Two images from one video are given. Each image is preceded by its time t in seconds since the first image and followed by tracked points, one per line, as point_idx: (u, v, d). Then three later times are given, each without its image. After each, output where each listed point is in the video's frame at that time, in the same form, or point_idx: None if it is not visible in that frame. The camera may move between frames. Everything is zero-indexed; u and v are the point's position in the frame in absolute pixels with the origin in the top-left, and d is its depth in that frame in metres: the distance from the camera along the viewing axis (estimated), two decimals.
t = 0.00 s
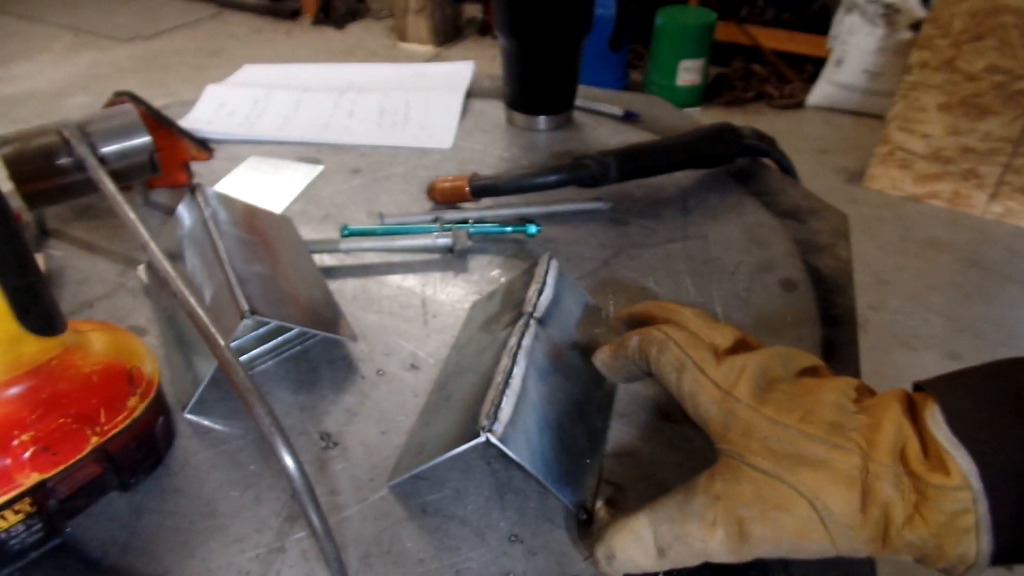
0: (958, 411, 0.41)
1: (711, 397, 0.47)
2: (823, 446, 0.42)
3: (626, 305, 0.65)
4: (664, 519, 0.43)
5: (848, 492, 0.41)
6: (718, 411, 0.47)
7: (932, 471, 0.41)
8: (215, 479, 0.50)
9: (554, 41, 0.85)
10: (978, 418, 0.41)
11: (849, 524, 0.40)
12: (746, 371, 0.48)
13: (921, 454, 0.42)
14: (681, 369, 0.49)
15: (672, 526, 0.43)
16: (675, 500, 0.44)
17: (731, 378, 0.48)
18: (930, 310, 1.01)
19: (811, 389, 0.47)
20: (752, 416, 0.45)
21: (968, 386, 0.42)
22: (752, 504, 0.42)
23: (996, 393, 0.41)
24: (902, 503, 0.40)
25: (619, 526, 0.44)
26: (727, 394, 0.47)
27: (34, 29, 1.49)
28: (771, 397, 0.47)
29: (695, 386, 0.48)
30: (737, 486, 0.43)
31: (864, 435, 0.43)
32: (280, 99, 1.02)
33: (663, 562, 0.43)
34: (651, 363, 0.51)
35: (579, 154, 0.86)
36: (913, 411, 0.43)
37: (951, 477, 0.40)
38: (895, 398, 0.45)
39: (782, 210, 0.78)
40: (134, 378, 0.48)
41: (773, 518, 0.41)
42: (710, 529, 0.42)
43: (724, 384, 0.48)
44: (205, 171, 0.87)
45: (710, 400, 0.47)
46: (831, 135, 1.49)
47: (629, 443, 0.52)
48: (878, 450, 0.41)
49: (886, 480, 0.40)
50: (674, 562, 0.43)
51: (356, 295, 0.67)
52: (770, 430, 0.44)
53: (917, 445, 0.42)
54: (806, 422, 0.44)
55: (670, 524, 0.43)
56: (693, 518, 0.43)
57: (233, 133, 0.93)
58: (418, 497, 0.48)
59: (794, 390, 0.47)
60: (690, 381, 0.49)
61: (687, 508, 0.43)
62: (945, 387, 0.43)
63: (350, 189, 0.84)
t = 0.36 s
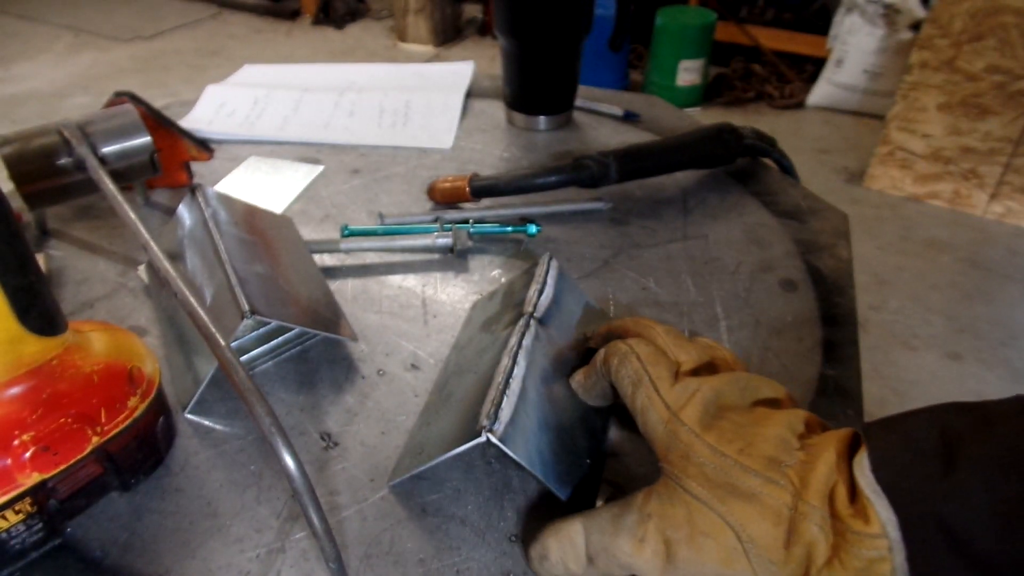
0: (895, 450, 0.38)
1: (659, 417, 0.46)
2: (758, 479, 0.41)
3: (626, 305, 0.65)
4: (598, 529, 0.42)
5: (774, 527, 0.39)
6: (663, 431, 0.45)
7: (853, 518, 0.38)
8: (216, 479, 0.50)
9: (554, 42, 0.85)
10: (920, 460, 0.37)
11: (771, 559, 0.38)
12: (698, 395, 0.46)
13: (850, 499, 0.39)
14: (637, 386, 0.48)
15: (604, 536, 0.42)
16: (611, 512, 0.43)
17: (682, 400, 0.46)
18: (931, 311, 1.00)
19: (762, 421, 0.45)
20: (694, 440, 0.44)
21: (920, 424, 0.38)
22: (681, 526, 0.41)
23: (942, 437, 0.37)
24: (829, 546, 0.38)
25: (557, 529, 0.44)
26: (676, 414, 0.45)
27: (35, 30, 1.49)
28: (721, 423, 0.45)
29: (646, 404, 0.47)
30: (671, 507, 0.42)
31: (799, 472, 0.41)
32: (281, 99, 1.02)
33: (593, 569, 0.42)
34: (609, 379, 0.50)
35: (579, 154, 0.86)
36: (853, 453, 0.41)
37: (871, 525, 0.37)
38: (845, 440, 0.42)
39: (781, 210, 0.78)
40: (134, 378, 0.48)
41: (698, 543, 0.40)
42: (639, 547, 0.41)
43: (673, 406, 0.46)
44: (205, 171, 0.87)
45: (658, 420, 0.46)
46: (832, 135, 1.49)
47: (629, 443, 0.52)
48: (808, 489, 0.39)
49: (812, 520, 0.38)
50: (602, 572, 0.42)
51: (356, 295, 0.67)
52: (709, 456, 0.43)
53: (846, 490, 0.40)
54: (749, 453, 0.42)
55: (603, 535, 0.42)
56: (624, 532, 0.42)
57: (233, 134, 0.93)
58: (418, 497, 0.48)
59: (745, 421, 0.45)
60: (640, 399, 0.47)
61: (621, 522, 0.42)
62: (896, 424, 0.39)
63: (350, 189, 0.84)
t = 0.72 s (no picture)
0: (874, 445, 0.37)
1: (649, 405, 0.46)
2: (745, 473, 0.41)
3: (627, 305, 0.65)
4: (584, 512, 0.43)
5: (757, 520, 0.40)
6: (652, 418, 0.46)
7: (833, 512, 0.38)
8: (216, 479, 0.50)
9: (555, 42, 0.85)
10: (901, 456, 0.36)
11: (752, 551, 0.39)
12: (689, 384, 0.46)
13: (832, 494, 0.39)
14: (627, 373, 0.47)
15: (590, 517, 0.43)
16: (597, 494, 0.44)
17: (672, 389, 0.46)
18: (931, 311, 1.00)
19: (753, 414, 0.45)
20: (682, 430, 0.44)
21: (899, 420, 0.38)
22: (664, 512, 0.41)
23: (923, 432, 0.37)
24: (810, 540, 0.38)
25: (547, 503, 0.45)
26: (665, 403, 0.46)
27: (35, 30, 1.50)
28: (711, 413, 0.45)
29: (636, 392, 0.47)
30: (654, 494, 0.42)
31: (785, 467, 0.41)
32: (281, 99, 1.02)
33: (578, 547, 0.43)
34: (598, 369, 0.49)
35: (579, 154, 0.86)
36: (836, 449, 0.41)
37: (850, 521, 0.37)
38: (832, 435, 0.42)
39: (782, 210, 0.78)
40: (134, 378, 0.48)
41: (680, 531, 0.41)
42: (622, 530, 0.42)
43: (662, 395, 0.46)
44: (206, 171, 0.87)
45: (646, 407, 0.46)
46: (833, 135, 1.49)
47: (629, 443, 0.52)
48: (792, 484, 0.40)
49: (795, 515, 0.39)
50: (586, 550, 0.43)
51: (357, 295, 0.67)
52: (696, 447, 0.43)
53: (829, 484, 0.39)
54: (737, 444, 0.42)
55: (588, 517, 0.43)
56: (608, 514, 0.43)
57: (234, 134, 0.94)
58: (419, 497, 0.48)
59: (736, 412, 0.46)
60: (629, 387, 0.47)
61: (606, 505, 0.43)
62: (877, 421, 0.38)
63: (351, 189, 0.84)
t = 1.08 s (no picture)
0: (870, 446, 0.38)
1: (650, 409, 0.46)
2: (746, 477, 0.41)
3: (627, 305, 0.65)
4: (587, 514, 0.43)
5: (757, 524, 0.40)
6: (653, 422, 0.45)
7: (832, 516, 0.38)
8: (216, 479, 0.50)
9: (555, 42, 0.85)
10: (896, 457, 0.37)
11: (752, 554, 0.39)
12: (689, 387, 0.46)
13: (830, 498, 0.39)
14: (628, 376, 0.47)
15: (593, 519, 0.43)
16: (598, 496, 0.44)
17: (673, 393, 0.46)
18: (932, 311, 1.00)
19: (752, 417, 0.45)
20: (683, 433, 0.44)
21: (894, 420, 0.38)
22: (665, 515, 0.41)
23: (917, 433, 0.37)
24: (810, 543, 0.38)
25: (547, 507, 0.45)
26: (666, 407, 0.45)
27: (34, 30, 1.49)
28: (711, 416, 0.45)
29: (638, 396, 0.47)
30: (655, 497, 0.42)
31: (785, 471, 0.41)
32: (281, 99, 1.02)
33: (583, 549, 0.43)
34: (599, 371, 0.49)
35: (579, 154, 0.86)
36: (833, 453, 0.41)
37: (848, 524, 0.37)
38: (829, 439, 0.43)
39: (783, 210, 0.78)
40: (134, 378, 0.48)
41: (682, 534, 0.41)
42: (624, 533, 0.42)
43: (664, 399, 0.46)
44: (206, 171, 0.87)
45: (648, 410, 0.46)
46: (834, 135, 1.49)
47: (630, 443, 0.52)
48: (792, 488, 0.40)
49: (794, 519, 0.39)
50: (587, 552, 0.43)
51: (357, 295, 0.67)
52: (697, 450, 0.43)
53: (827, 489, 0.40)
54: (737, 448, 0.43)
55: (591, 520, 0.43)
56: (611, 517, 0.42)
57: (234, 134, 0.93)
58: (418, 497, 0.48)
59: (736, 416, 0.46)
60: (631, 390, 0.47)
61: (608, 507, 0.43)
62: (872, 422, 0.39)
63: (351, 189, 0.84)
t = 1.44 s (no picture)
0: (866, 437, 0.37)
1: (647, 400, 0.46)
2: (744, 467, 0.41)
3: (627, 305, 0.65)
4: (587, 505, 0.44)
5: (756, 513, 0.40)
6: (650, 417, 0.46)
7: (830, 505, 0.38)
8: (216, 480, 0.50)
9: (556, 42, 0.84)
10: (892, 446, 0.36)
11: (752, 543, 0.40)
12: (686, 377, 0.46)
13: (829, 487, 0.39)
14: (623, 369, 0.47)
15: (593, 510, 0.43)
16: (599, 487, 0.44)
17: (670, 383, 0.46)
18: (933, 311, 1.00)
19: (751, 406, 0.45)
20: (681, 425, 0.44)
21: (891, 410, 0.38)
22: (664, 505, 0.42)
23: (914, 423, 0.36)
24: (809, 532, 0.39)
25: (550, 495, 0.45)
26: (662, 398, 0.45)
27: (33, 29, 1.49)
28: (710, 404, 0.45)
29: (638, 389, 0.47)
30: (654, 488, 0.43)
31: (784, 460, 0.41)
32: (281, 99, 1.02)
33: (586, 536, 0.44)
34: (597, 363, 0.49)
35: (579, 154, 0.86)
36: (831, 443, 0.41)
37: (844, 513, 0.37)
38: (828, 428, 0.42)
39: (784, 210, 0.78)
40: (134, 379, 0.48)
41: (681, 525, 0.41)
42: (623, 523, 0.42)
43: (662, 392, 0.46)
44: (206, 171, 0.86)
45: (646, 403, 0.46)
46: (834, 135, 1.48)
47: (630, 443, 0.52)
48: (791, 478, 0.40)
49: (793, 508, 0.39)
50: (587, 539, 0.44)
51: (357, 295, 0.67)
52: (695, 442, 0.43)
53: (826, 477, 0.39)
54: (736, 438, 0.42)
55: (591, 509, 0.43)
56: (610, 508, 0.43)
57: (234, 134, 0.93)
58: (419, 497, 0.48)
59: (734, 405, 0.45)
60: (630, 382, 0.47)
61: (607, 496, 0.43)
62: (869, 411, 0.38)
63: (351, 189, 0.84)
